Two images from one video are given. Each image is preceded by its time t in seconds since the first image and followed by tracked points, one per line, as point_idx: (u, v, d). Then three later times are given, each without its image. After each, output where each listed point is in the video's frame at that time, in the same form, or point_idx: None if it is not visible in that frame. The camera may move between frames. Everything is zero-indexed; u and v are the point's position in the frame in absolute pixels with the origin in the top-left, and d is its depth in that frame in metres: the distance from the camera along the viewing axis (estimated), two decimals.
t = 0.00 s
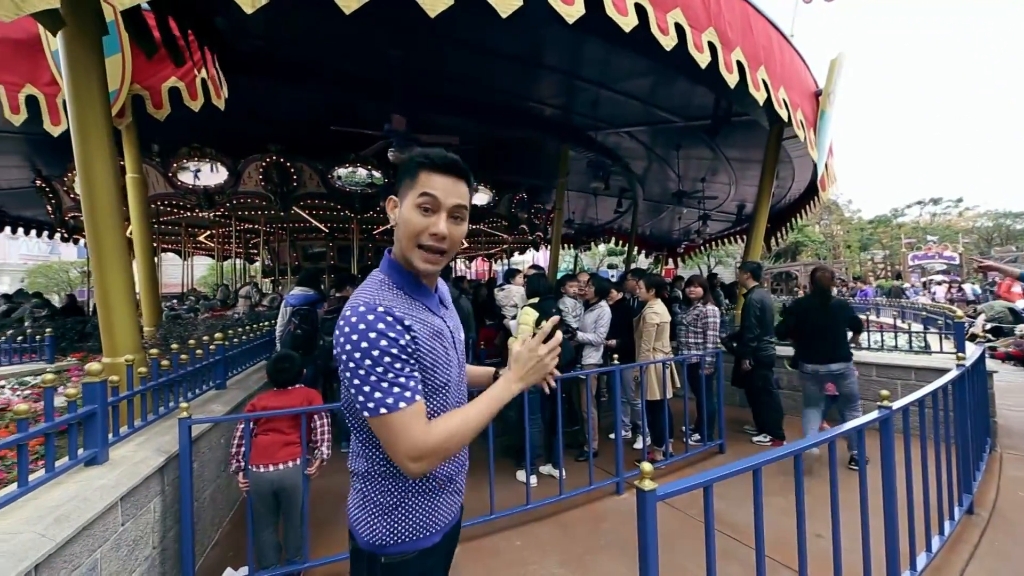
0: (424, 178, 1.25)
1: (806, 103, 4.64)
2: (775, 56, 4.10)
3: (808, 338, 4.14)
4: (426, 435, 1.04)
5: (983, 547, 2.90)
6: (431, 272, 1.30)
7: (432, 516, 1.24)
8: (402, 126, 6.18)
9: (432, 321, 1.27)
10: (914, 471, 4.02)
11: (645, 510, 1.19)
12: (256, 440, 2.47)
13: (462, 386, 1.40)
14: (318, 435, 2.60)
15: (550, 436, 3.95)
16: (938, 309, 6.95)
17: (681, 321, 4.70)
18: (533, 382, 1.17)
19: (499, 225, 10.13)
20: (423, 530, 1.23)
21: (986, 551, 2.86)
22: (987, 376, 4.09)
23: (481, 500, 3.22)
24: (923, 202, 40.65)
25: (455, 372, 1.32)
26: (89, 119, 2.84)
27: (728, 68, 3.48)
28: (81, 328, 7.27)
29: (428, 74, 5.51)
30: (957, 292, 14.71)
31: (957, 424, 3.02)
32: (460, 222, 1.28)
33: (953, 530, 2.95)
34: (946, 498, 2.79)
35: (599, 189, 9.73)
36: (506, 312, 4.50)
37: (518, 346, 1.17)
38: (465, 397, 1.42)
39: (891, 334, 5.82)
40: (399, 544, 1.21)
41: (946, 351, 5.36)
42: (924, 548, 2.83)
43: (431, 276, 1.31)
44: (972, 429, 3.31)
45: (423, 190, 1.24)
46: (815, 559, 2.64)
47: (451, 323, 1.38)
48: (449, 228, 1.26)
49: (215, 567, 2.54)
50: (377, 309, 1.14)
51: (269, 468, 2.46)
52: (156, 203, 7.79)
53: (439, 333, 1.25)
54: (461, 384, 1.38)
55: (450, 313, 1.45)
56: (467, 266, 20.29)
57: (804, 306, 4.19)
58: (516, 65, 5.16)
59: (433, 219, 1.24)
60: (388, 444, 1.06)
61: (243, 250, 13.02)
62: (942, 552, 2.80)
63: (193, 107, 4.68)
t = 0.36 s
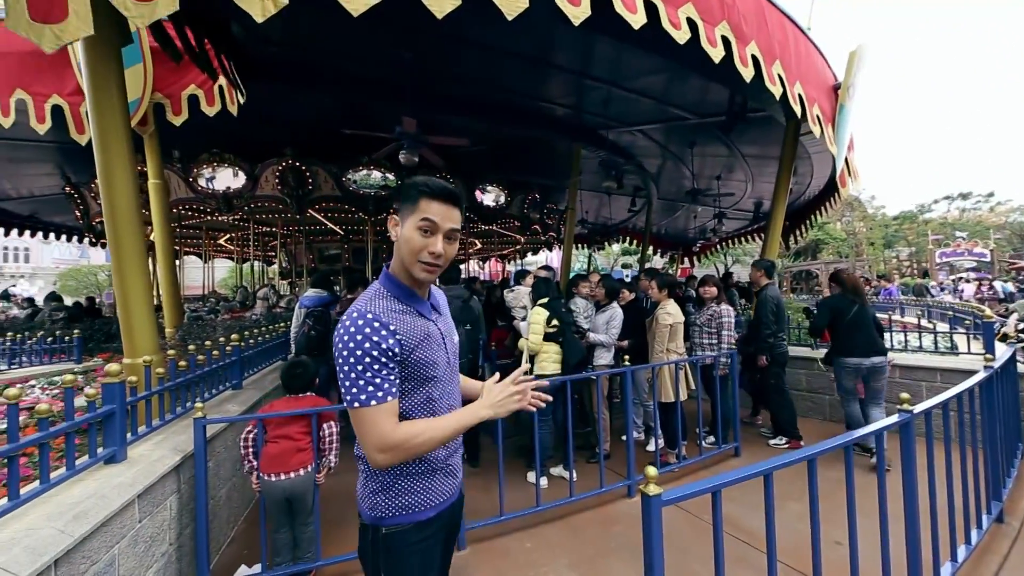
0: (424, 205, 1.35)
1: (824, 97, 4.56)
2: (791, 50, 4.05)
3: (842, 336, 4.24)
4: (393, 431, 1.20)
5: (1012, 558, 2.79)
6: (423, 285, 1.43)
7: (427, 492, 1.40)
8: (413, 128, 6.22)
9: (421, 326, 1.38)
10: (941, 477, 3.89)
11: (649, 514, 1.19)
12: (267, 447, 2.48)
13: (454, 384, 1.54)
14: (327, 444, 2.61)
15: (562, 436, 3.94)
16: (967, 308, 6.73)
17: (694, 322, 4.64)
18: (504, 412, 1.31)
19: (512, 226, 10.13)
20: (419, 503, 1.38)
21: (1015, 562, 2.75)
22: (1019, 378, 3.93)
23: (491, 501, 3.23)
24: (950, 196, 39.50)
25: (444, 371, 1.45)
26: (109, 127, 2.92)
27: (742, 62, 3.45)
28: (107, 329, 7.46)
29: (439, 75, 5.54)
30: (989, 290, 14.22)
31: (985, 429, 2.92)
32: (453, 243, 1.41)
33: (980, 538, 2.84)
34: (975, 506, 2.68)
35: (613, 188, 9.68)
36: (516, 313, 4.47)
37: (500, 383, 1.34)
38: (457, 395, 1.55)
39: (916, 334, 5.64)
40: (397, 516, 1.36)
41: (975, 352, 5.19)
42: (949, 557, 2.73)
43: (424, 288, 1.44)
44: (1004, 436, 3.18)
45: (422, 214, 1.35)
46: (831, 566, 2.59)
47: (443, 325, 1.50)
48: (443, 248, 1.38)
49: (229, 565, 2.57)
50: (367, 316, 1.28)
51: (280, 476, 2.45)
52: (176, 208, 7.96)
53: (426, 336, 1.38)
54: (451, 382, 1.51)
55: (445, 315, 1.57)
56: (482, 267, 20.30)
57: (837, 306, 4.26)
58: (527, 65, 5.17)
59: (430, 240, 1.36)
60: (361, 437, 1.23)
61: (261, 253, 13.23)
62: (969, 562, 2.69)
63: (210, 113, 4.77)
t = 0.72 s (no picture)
0: (444, 222, 1.40)
1: (835, 96, 4.52)
2: (800, 47, 4.01)
3: (857, 330, 4.21)
4: (390, 432, 1.22)
5: None
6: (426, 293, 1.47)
7: (419, 482, 1.42)
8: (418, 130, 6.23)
9: (415, 332, 1.39)
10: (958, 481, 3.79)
11: (648, 520, 1.17)
12: (262, 455, 2.30)
13: (442, 387, 1.56)
14: (328, 451, 2.46)
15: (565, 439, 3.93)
16: (985, 310, 6.59)
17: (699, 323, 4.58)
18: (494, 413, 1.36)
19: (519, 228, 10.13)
20: (411, 493, 1.40)
21: None
22: None
23: (495, 503, 3.22)
24: (967, 195, 38.84)
25: (434, 375, 1.47)
26: (118, 135, 2.96)
27: (750, 60, 3.41)
28: (122, 331, 7.60)
29: (446, 78, 5.55)
30: (1006, 291, 13.94)
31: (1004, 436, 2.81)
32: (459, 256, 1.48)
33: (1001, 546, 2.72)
34: (994, 512, 2.58)
35: (620, 189, 9.65)
36: (520, 315, 4.45)
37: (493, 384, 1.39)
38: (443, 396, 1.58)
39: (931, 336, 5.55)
40: (392, 505, 1.38)
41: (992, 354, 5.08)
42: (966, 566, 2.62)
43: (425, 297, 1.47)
44: None
45: (444, 229, 1.39)
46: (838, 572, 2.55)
47: (432, 330, 1.52)
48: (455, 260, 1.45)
49: (233, 565, 2.59)
50: (365, 324, 1.28)
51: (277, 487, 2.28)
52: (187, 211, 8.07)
53: (419, 342, 1.39)
54: (439, 385, 1.54)
55: (433, 321, 1.58)
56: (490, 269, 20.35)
57: (851, 301, 4.25)
58: (532, 66, 5.17)
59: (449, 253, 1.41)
60: (358, 437, 1.23)
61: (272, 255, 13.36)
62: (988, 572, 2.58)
63: (220, 117, 4.83)
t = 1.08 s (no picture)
0: (420, 227, 1.35)
1: (847, 95, 4.47)
2: (811, 46, 3.97)
3: (872, 337, 4.13)
4: (398, 432, 1.20)
5: None
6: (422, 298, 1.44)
7: (419, 487, 1.40)
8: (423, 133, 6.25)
9: (421, 334, 1.39)
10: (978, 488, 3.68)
11: (644, 535, 1.14)
12: (258, 465, 2.22)
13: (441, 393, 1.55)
14: (330, 462, 2.40)
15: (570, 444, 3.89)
16: (1005, 315, 6.43)
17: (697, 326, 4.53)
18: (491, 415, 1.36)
19: (527, 231, 10.11)
20: (412, 499, 1.38)
21: None
22: None
23: (497, 510, 3.20)
24: (986, 197, 38.08)
25: (435, 382, 1.45)
26: (124, 139, 2.99)
27: (757, 59, 3.37)
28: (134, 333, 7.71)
29: (452, 81, 5.56)
30: None
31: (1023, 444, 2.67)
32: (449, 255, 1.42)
33: None
34: None
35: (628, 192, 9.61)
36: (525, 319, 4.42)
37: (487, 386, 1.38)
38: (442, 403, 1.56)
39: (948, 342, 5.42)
40: (400, 509, 1.37)
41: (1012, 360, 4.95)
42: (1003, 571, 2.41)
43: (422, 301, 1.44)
44: None
45: (418, 235, 1.35)
46: None
47: (434, 336, 1.51)
48: (442, 261, 1.39)
49: (233, 568, 2.60)
50: (372, 323, 1.27)
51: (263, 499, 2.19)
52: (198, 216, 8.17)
53: (424, 346, 1.38)
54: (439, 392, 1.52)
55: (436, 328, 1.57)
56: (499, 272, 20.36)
57: (867, 307, 4.16)
58: (537, 69, 5.17)
59: (429, 257, 1.37)
60: (365, 436, 1.22)
61: (282, 259, 13.48)
62: None
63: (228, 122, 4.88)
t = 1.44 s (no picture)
0: (420, 217, 1.35)
1: (854, 91, 4.43)
2: (817, 42, 3.93)
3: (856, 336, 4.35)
4: (399, 424, 1.18)
5: None
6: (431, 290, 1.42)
7: (422, 490, 1.37)
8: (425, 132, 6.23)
9: (429, 328, 1.37)
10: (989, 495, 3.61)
11: (642, 542, 1.11)
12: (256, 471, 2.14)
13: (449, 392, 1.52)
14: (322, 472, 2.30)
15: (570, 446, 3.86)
16: (1016, 316, 6.34)
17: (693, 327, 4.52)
18: (487, 412, 1.34)
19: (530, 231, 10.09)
20: (415, 503, 1.35)
21: None
22: None
23: (497, 512, 3.17)
24: (996, 196, 37.64)
25: (443, 377, 1.43)
26: (122, 138, 2.99)
27: (762, 56, 3.34)
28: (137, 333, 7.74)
29: (455, 79, 5.54)
30: None
31: None
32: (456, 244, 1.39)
33: None
34: None
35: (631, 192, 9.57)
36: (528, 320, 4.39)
37: (483, 385, 1.35)
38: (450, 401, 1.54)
39: (958, 343, 5.35)
40: (406, 512, 1.35)
41: None
42: None
43: (430, 293, 1.42)
44: None
45: (419, 226, 1.35)
46: None
47: (445, 332, 1.49)
48: (446, 250, 1.37)
49: (230, 568, 2.60)
50: (378, 311, 1.27)
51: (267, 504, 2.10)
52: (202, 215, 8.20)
53: (432, 339, 1.37)
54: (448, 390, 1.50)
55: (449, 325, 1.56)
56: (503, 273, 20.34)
57: (850, 307, 4.38)
58: (540, 67, 5.14)
59: (432, 247, 1.35)
60: (365, 427, 1.19)
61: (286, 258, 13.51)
62: None
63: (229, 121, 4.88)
